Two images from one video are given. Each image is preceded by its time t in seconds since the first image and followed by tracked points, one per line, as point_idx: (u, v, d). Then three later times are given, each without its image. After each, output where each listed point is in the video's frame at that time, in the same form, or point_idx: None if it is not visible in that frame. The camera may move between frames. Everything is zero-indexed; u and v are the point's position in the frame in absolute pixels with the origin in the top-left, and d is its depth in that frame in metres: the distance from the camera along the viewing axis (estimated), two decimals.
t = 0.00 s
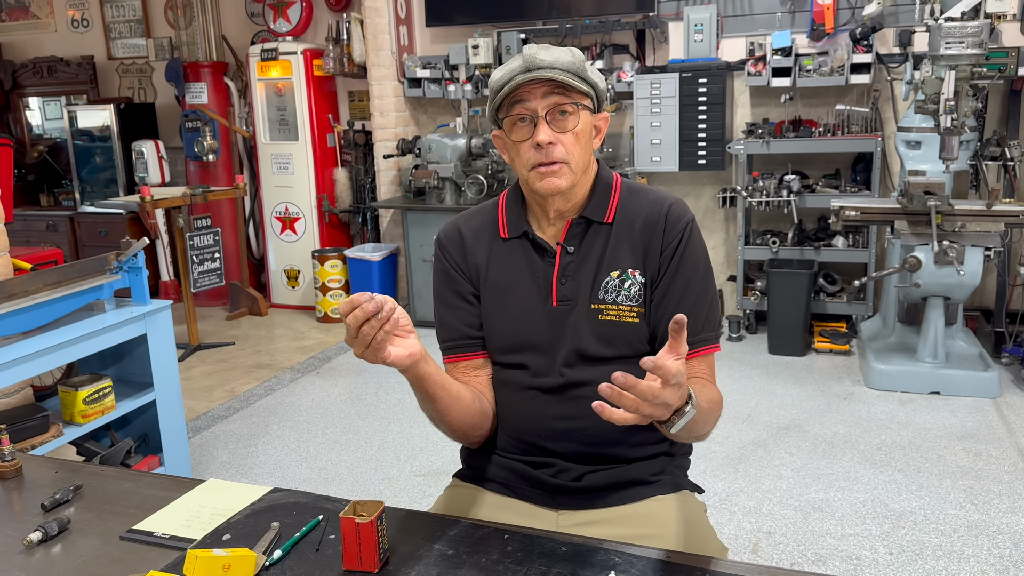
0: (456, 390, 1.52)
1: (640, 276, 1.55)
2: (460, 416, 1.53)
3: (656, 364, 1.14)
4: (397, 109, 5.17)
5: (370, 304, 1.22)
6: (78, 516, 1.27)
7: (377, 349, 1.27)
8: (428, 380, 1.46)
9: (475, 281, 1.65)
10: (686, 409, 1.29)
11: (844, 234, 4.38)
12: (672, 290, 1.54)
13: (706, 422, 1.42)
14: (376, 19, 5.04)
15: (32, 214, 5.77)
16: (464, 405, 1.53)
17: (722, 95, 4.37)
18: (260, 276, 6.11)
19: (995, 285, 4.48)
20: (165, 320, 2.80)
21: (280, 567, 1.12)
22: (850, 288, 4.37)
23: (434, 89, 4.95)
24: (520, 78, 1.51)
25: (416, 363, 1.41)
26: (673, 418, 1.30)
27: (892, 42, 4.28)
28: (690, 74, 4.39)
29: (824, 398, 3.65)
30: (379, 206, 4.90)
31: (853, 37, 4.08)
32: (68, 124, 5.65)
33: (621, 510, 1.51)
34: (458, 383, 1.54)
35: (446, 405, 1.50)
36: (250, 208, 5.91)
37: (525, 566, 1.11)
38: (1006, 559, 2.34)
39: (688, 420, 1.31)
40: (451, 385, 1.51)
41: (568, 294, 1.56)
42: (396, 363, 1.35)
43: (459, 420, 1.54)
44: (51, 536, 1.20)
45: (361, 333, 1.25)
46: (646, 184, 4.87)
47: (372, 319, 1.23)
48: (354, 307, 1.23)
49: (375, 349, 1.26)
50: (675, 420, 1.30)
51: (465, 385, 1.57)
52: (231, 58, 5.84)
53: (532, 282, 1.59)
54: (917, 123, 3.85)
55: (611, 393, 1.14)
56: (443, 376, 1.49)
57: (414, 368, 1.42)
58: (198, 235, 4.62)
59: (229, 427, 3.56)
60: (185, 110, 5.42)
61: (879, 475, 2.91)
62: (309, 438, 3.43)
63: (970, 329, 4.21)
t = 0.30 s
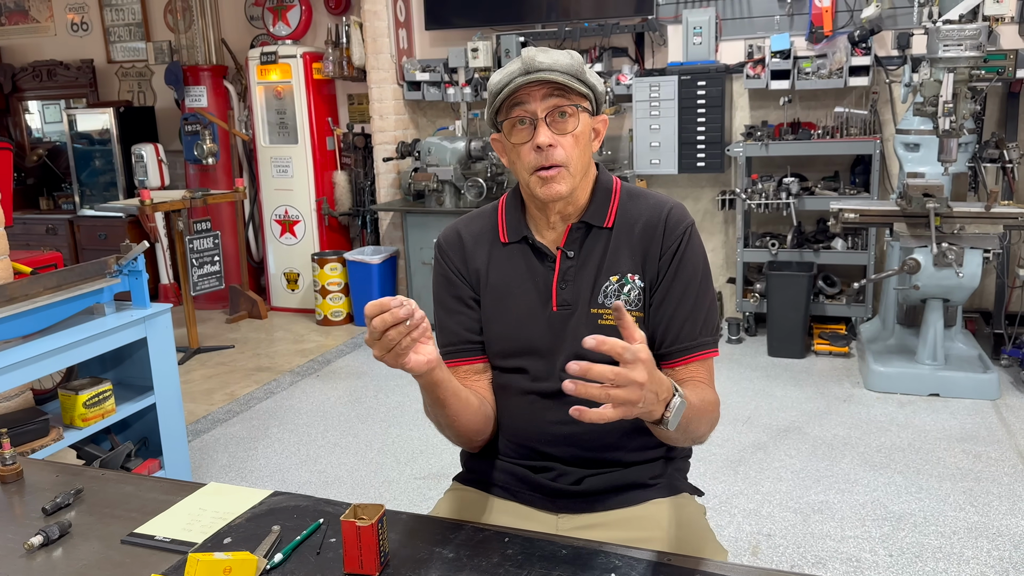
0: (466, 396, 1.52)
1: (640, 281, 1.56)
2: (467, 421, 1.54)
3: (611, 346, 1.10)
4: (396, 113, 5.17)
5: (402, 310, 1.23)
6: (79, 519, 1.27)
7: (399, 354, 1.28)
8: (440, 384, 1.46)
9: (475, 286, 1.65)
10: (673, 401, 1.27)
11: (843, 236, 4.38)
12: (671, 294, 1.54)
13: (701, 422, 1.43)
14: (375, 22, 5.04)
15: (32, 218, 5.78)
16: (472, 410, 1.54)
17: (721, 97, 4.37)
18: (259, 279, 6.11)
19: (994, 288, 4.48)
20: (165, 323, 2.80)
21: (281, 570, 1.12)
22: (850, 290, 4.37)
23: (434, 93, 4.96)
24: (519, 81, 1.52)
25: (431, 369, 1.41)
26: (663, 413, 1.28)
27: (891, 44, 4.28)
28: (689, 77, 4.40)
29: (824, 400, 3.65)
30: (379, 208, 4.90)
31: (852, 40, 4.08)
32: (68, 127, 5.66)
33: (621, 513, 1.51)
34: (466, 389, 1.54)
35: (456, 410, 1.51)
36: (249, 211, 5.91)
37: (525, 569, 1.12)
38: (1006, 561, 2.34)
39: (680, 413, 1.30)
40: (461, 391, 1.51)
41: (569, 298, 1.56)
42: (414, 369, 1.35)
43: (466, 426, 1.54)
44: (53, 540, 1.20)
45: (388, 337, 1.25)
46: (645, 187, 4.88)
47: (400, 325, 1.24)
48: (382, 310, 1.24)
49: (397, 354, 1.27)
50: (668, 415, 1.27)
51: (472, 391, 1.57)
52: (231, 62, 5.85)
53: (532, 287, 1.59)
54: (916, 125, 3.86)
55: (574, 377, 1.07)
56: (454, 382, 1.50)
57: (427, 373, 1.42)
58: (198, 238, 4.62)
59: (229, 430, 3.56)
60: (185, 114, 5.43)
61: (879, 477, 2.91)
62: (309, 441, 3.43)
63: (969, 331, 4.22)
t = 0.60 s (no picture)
0: (474, 387, 1.52)
1: (640, 281, 1.56)
2: (474, 414, 1.53)
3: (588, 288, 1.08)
4: (397, 115, 5.18)
5: (441, 282, 1.23)
6: (82, 522, 1.27)
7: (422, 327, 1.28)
8: (452, 372, 1.46)
9: (478, 287, 1.65)
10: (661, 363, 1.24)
11: (843, 237, 4.39)
12: (670, 294, 1.54)
13: (699, 405, 1.41)
14: (375, 24, 5.04)
15: (33, 220, 5.78)
16: (480, 403, 1.54)
17: (721, 99, 4.37)
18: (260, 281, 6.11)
19: (994, 288, 4.49)
20: (167, 325, 2.81)
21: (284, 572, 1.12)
22: (850, 291, 4.38)
23: (434, 95, 4.96)
24: (521, 80, 1.53)
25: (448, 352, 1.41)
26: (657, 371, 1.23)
27: (892, 45, 4.29)
28: (688, 79, 4.40)
29: (824, 402, 3.65)
30: (379, 210, 4.91)
31: (852, 41, 4.08)
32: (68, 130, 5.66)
33: (623, 514, 1.52)
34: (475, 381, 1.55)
35: (464, 400, 1.51)
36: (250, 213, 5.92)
37: (528, 571, 1.12)
38: (1007, 562, 2.35)
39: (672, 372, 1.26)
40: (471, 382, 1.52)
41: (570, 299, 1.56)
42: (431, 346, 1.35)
43: (472, 419, 1.54)
44: (56, 542, 1.20)
45: (418, 307, 1.25)
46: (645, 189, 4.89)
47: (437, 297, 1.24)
48: (421, 279, 1.23)
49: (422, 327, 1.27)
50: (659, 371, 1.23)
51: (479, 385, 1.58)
52: (232, 64, 5.86)
53: (533, 288, 1.59)
54: (916, 126, 3.87)
55: (565, 308, 1.05)
56: (464, 372, 1.50)
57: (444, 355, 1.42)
58: (198, 240, 4.62)
59: (230, 432, 3.56)
60: (186, 116, 5.43)
61: (880, 478, 2.91)
62: (310, 443, 3.43)
63: (969, 332, 4.22)
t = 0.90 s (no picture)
0: (456, 388, 1.52)
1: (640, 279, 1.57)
2: (460, 414, 1.54)
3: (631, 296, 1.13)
4: (397, 115, 5.18)
5: (377, 295, 1.24)
6: (84, 521, 1.28)
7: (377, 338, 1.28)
8: (426, 376, 1.47)
9: (478, 287, 1.66)
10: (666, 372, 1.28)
11: (844, 237, 4.39)
12: (670, 292, 1.54)
13: (700, 406, 1.42)
14: (376, 24, 5.04)
15: (35, 222, 5.79)
16: (465, 403, 1.54)
17: (722, 99, 4.38)
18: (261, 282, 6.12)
19: (995, 287, 4.49)
20: (168, 326, 2.81)
21: (286, 571, 1.13)
22: (851, 291, 4.38)
23: (435, 95, 4.97)
24: (520, 82, 1.53)
25: (415, 358, 1.41)
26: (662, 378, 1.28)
27: (892, 45, 4.30)
28: (689, 79, 4.40)
29: (825, 401, 3.65)
30: (380, 211, 4.91)
31: (852, 41, 4.08)
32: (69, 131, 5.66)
33: (625, 512, 1.52)
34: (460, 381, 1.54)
35: (446, 402, 1.51)
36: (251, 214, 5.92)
37: (529, 569, 1.12)
38: (1009, 561, 2.35)
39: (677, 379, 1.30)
40: (452, 383, 1.51)
41: (570, 297, 1.56)
42: (392, 356, 1.35)
43: (459, 419, 1.54)
44: (59, 541, 1.20)
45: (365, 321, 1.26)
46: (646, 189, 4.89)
47: (375, 309, 1.25)
48: (357, 295, 1.24)
49: (371, 339, 1.27)
50: (665, 379, 1.28)
51: (468, 384, 1.58)
52: (232, 65, 5.87)
53: (533, 286, 1.59)
54: (917, 126, 3.87)
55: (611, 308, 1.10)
56: (443, 374, 1.50)
57: (412, 362, 1.42)
58: (199, 241, 4.62)
59: (231, 433, 3.57)
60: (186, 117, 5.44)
61: (881, 477, 2.91)
62: (311, 443, 3.44)
63: (970, 331, 4.22)
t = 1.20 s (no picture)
0: (459, 401, 1.52)
1: (638, 275, 1.56)
2: (462, 423, 1.54)
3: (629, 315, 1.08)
4: (398, 115, 5.18)
5: (393, 330, 1.24)
6: (87, 519, 1.28)
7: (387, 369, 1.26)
8: (430, 394, 1.46)
9: (478, 286, 1.66)
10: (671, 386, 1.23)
11: (845, 236, 4.40)
12: (669, 287, 1.54)
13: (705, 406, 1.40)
14: (376, 24, 5.05)
15: (36, 221, 5.80)
16: (467, 413, 1.54)
17: (722, 97, 4.38)
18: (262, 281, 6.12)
19: (996, 286, 4.49)
20: (170, 325, 2.81)
21: (289, 568, 1.13)
22: (852, 289, 4.38)
23: (435, 94, 4.97)
24: (540, 73, 1.53)
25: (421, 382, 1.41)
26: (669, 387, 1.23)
27: (892, 44, 4.29)
28: (690, 77, 4.40)
29: (826, 400, 3.65)
30: (381, 210, 4.90)
31: (853, 39, 4.08)
32: (70, 130, 5.66)
33: (625, 509, 1.52)
34: (462, 392, 1.54)
35: (450, 416, 1.51)
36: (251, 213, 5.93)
37: (530, 566, 1.12)
38: (1010, 559, 2.35)
39: (684, 386, 1.26)
40: (457, 397, 1.51)
41: (570, 294, 1.57)
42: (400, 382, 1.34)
43: (462, 428, 1.54)
44: (61, 539, 1.21)
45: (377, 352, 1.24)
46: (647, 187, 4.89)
47: (390, 344, 1.24)
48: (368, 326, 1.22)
49: (383, 373, 1.26)
50: (673, 387, 1.23)
51: (470, 392, 1.57)
52: (233, 64, 5.87)
53: (534, 283, 1.60)
54: (917, 124, 3.86)
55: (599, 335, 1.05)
56: (447, 390, 1.49)
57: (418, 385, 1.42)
58: (200, 240, 4.62)
59: (233, 432, 3.57)
60: (187, 116, 5.44)
61: (882, 476, 2.91)
62: (312, 441, 3.44)
63: (970, 330, 4.22)
